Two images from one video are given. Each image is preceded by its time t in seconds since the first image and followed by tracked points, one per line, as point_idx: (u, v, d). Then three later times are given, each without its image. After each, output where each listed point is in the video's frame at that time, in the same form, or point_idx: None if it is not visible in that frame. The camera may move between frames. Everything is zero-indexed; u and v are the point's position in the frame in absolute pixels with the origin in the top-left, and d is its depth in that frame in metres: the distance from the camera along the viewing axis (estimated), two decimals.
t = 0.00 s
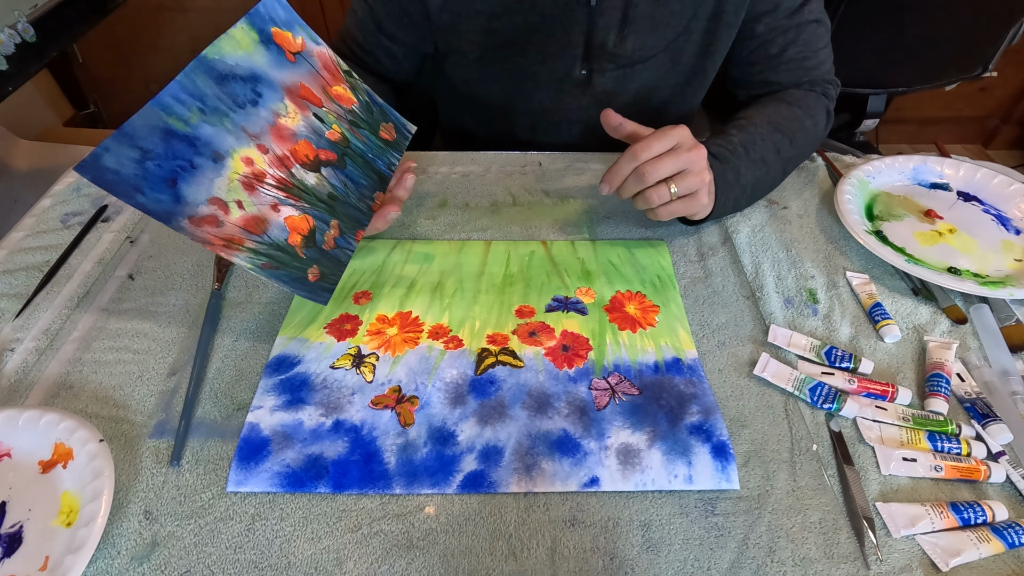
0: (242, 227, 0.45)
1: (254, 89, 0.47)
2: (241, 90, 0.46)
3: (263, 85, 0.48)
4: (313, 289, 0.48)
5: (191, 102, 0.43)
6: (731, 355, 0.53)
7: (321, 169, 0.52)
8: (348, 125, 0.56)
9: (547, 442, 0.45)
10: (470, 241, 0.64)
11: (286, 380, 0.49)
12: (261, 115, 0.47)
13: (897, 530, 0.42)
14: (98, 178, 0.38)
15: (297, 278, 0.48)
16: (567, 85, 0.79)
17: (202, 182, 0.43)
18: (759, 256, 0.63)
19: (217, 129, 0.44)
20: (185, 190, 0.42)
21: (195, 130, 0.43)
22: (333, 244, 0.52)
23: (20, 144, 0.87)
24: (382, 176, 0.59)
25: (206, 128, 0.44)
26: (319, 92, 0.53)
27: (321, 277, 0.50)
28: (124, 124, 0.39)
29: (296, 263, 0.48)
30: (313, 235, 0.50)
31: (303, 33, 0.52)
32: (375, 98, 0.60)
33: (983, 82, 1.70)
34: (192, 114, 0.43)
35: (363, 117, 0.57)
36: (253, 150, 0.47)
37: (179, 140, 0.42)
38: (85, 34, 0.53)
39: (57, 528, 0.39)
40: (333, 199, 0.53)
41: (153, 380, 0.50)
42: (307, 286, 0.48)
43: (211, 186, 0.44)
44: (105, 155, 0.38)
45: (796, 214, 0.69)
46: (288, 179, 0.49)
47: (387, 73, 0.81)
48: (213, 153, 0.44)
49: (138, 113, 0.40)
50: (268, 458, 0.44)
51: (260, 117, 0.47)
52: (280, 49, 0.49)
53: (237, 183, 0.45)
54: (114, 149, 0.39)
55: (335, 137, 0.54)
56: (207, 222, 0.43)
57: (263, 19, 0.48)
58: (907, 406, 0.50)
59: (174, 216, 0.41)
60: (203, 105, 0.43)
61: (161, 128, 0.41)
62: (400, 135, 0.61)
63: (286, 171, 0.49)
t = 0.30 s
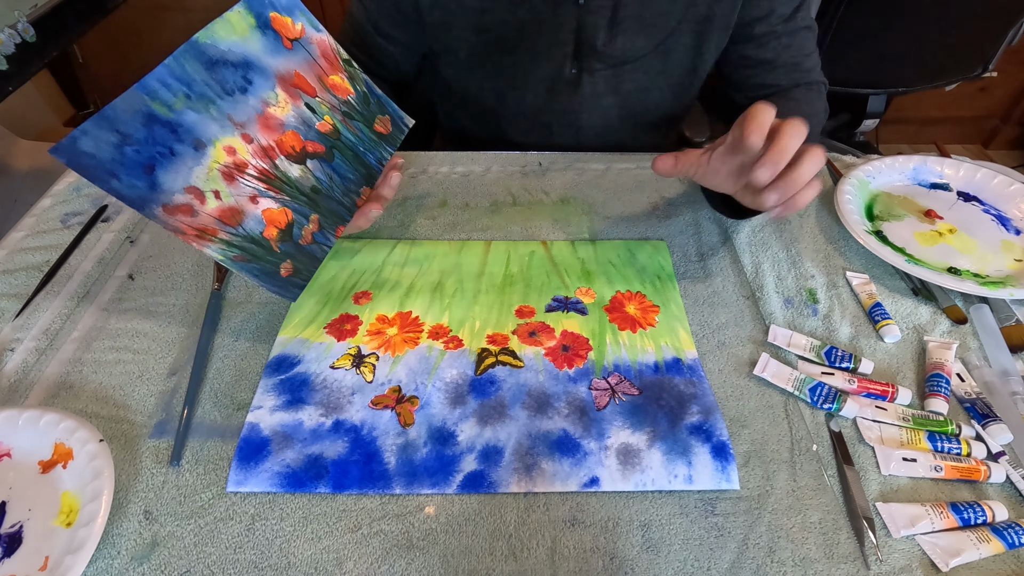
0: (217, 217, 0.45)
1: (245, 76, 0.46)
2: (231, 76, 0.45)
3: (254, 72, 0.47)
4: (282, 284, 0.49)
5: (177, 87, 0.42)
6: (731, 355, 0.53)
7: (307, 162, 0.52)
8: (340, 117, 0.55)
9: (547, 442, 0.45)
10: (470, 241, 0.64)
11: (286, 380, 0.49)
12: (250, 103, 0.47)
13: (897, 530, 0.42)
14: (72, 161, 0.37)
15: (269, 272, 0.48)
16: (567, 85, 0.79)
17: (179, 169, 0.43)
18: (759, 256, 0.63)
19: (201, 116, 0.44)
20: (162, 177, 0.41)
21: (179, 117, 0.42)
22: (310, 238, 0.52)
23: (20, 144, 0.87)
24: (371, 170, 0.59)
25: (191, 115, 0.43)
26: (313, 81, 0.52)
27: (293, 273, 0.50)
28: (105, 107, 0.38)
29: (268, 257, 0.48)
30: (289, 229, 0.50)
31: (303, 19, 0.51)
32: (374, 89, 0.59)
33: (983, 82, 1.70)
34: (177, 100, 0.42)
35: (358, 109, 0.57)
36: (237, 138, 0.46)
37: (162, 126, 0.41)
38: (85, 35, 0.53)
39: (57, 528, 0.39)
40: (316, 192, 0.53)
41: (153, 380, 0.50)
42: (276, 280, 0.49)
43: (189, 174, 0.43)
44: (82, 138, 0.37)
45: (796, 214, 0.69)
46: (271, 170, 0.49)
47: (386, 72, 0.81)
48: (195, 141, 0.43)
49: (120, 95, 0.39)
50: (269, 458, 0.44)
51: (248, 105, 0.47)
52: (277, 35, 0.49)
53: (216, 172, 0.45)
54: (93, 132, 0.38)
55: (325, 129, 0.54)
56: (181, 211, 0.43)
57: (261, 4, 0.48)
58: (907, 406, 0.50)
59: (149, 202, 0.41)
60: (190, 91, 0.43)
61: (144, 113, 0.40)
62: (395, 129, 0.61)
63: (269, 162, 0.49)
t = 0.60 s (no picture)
0: (228, 238, 0.45)
1: (249, 90, 0.46)
2: (236, 91, 0.45)
3: (258, 85, 0.47)
4: (293, 302, 0.49)
5: (183, 105, 0.42)
6: (731, 355, 0.53)
7: (312, 176, 0.52)
8: (344, 127, 0.55)
9: (547, 442, 0.45)
10: (470, 241, 0.64)
11: (286, 380, 0.49)
12: (255, 118, 0.47)
13: (897, 530, 0.42)
14: (85, 188, 0.37)
15: (279, 290, 0.48)
16: (568, 84, 0.79)
17: (189, 191, 0.42)
18: (759, 256, 0.63)
19: (208, 134, 0.43)
20: (172, 200, 0.42)
21: (186, 136, 0.42)
22: (317, 255, 0.52)
23: (20, 144, 0.87)
24: (374, 181, 0.58)
25: (198, 133, 0.43)
26: (316, 91, 0.52)
27: (302, 291, 0.50)
28: (115, 130, 0.38)
29: (278, 276, 0.48)
30: (297, 246, 0.50)
31: (305, 26, 0.51)
32: (375, 95, 0.59)
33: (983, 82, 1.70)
34: (184, 118, 0.42)
35: (360, 117, 0.57)
36: (243, 156, 0.46)
37: (170, 147, 0.41)
38: (85, 33, 0.53)
39: (57, 528, 0.39)
40: (322, 206, 0.53)
41: (153, 380, 0.50)
42: (286, 299, 0.48)
43: (199, 196, 0.43)
44: (93, 163, 0.37)
45: (796, 213, 0.69)
46: (278, 186, 0.49)
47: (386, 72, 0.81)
48: (203, 160, 0.43)
49: (129, 117, 0.39)
50: (268, 458, 0.44)
51: (254, 120, 0.47)
52: (280, 45, 0.49)
53: (225, 193, 0.45)
54: (103, 156, 0.38)
55: (330, 141, 0.53)
56: (193, 233, 0.43)
57: (264, 13, 0.47)
58: (907, 406, 0.50)
59: (161, 226, 0.41)
60: (197, 108, 0.42)
61: (153, 133, 0.40)
62: (397, 136, 0.61)
63: (276, 178, 0.49)
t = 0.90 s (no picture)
0: (202, 232, 0.45)
1: (240, 87, 0.46)
2: (226, 87, 0.45)
3: (250, 83, 0.47)
4: (263, 301, 0.49)
5: (170, 97, 0.42)
6: (731, 355, 0.53)
7: (298, 175, 0.52)
8: (336, 129, 0.55)
9: (547, 442, 0.45)
10: (470, 241, 0.64)
11: (286, 380, 0.49)
12: (243, 115, 0.47)
13: (897, 530, 0.42)
14: (59, 174, 0.37)
15: (250, 287, 0.49)
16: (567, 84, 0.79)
17: (166, 183, 0.43)
18: (759, 256, 0.63)
19: (192, 128, 0.43)
20: (148, 190, 0.42)
21: (169, 129, 0.42)
22: (295, 254, 0.52)
23: (20, 143, 0.87)
24: (363, 183, 0.58)
25: (182, 126, 0.43)
26: (310, 91, 0.52)
27: (275, 289, 0.51)
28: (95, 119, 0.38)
29: (251, 273, 0.49)
30: (275, 244, 0.50)
31: (305, 28, 0.51)
32: (373, 99, 0.59)
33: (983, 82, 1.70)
34: (169, 111, 0.42)
35: (355, 120, 0.57)
36: (227, 151, 0.46)
37: (151, 138, 0.41)
38: (84, 34, 0.52)
39: (57, 528, 0.39)
40: (305, 206, 0.53)
41: (153, 380, 0.50)
42: (256, 296, 0.49)
43: (176, 187, 0.43)
44: (70, 150, 0.37)
45: (796, 213, 0.69)
46: (260, 183, 0.49)
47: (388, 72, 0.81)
48: (184, 153, 0.43)
49: (113, 106, 0.39)
50: (269, 458, 0.44)
51: (241, 116, 0.47)
52: (276, 45, 0.48)
53: (204, 186, 0.45)
54: (81, 144, 0.38)
55: (320, 141, 0.53)
56: (165, 224, 0.43)
57: (262, 12, 0.47)
58: (907, 406, 0.50)
59: (132, 215, 0.41)
60: (184, 102, 0.42)
61: (135, 124, 0.40)
62: (392, 140, 0.61)
63: (259, 176, 0.49)
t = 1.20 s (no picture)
0: (201, 227, 0.45)
1: (239, 84, 0.46)
2: (224, 84, 0.45)
3: (248, 80, 0.47)
4: (262, 296, 0.49)
5: (169, 94, 0.42)
6: (731, 355, 0.53)
7: (297, 172, 0.52)
8: (335, 126, 0.55)
9: (547, 442, 0.45)
10: (470, 241, 0.64)
11: (286, 380, 0.49)
12: (242, 112, 0.47)
13: (897, 530, 0.42)
14: (59, 169, 0.37)
15: (250, 283, 0.48)
16: (567, 83, 0.79)
17: (166, 179, 0.43)
18: (759, 256, 0.63)
19: (191, 124, 0.43)
20: (148, 186, 0.42)
21: (169, 125, 0.42)
22: (294, 250, 0.52)
23: (20, 143, 0.87)
24: (363, 181, 0.58)
25: (181, 122, 0.43)
26: (309, 89, 0.52)
27: (274, 285, 0.50)
28: (94, 114, 0.38)
29: (250, 268, 0.48)
30: (274, 241, 0.50)
31: (304, 26, 0.51)
32: (372, 97, 0.59)
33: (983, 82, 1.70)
34: (168, 107, 0.42)
35: (354, 118, 0.57)
36: (226, 147, 0.46)
37: (151, 134, 0.41)
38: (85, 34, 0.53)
39: (57, 528, 0.39)
40: (304, 203, 0.53)
41: (153, 380, 0.50)
42: (255, 291, 0.49)
43: (175, 183, 0.43)
44: (69, 145, 0.37)
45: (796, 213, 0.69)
46: (259, 180, 0.49)
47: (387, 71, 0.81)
48: (183, 149, 0.43)
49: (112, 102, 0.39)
50: (269, 458, 0.44)
51: (240, 113, 0.47)
52: (275, 43, 0.48)
53: (203, 182, 0.45)
54: (80, 139, 0.38)
55: (318, 139, 0.53)
56: (165, 220, 0.43)
57: (261, 10, 0.47)
58: (907, 406, 0.50)
59: (132, 211, 0.41)
60: (183, 98, 0.43)
61: (134, 119, 0.40)
62: (391, 139, 0.61)
63: (258, 172, 0.49)
